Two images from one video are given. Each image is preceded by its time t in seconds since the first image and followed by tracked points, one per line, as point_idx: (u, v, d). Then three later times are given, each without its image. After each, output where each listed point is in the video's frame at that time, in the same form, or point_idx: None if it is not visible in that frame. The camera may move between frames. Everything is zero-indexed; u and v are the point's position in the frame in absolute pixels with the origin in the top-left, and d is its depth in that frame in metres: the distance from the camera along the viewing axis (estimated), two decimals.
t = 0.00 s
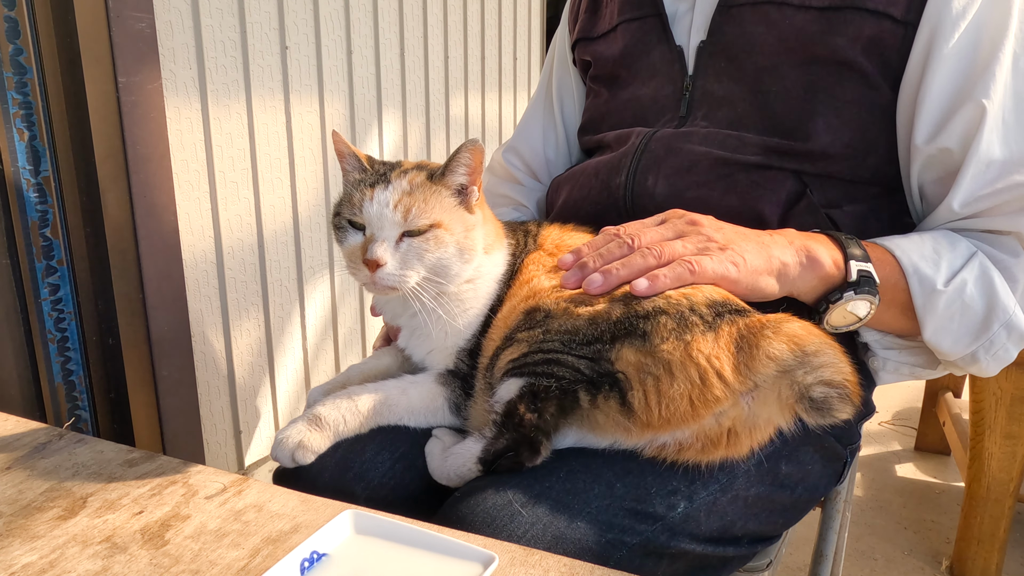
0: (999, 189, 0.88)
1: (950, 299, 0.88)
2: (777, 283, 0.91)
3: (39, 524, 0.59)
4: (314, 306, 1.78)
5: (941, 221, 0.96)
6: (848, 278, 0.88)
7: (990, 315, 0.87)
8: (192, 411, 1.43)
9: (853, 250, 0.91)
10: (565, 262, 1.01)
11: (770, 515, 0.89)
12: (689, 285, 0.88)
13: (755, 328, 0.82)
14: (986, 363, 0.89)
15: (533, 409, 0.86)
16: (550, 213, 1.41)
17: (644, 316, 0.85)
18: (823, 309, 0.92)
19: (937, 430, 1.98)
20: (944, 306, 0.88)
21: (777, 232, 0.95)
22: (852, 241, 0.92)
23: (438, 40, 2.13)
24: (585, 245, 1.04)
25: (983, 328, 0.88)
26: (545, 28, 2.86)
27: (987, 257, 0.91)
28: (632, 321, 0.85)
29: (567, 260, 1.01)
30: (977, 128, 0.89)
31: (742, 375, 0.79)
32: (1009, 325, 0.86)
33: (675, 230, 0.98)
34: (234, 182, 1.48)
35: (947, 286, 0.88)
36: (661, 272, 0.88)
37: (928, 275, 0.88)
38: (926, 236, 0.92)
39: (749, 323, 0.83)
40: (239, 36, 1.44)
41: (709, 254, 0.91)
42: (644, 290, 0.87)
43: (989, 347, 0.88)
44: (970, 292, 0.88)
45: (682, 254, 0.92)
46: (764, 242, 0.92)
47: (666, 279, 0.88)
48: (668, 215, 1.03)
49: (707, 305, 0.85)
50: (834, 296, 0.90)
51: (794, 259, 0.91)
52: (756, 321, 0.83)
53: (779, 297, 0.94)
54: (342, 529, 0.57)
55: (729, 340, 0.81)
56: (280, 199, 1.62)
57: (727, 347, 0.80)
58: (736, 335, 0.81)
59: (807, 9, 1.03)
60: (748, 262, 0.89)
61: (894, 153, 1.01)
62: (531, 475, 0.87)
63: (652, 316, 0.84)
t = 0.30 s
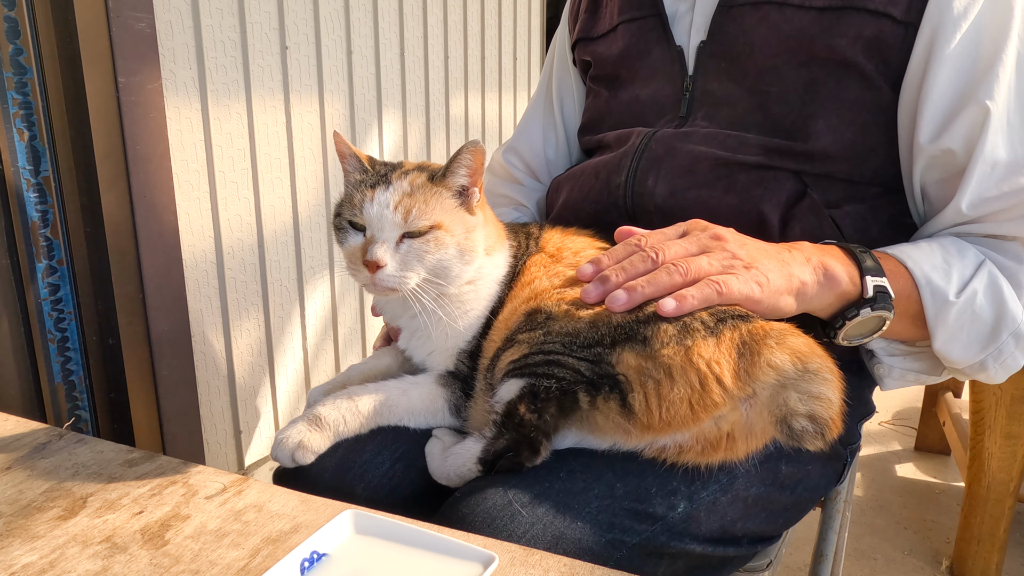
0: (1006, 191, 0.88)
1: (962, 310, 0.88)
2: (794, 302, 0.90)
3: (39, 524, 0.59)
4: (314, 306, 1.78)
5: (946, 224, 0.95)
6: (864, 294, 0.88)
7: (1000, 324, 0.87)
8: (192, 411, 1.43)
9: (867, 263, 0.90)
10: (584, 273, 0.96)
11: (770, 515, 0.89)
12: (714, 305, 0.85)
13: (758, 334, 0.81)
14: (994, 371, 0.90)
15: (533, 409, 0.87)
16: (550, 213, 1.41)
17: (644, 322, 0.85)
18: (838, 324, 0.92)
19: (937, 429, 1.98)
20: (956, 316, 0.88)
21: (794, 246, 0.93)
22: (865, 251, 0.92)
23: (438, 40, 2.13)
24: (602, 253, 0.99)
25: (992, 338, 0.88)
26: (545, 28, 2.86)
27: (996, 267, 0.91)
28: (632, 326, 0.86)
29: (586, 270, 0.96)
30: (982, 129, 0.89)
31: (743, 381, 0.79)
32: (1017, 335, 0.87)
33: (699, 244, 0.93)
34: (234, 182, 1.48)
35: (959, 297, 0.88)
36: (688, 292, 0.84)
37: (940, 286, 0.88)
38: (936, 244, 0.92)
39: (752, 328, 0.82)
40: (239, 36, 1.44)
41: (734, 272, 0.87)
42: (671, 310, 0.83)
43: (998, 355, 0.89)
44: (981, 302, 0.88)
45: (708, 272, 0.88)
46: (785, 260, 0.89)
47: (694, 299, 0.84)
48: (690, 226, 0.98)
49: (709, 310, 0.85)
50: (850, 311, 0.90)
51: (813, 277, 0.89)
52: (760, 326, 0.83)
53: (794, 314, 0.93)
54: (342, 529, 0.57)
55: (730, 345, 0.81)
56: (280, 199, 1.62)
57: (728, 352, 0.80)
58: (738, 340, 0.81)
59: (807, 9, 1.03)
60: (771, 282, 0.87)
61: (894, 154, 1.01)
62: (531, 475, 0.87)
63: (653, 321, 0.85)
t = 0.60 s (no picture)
0: (999, 188, 0.88)
1: (951, 293, 0.88)
2: (780, 269, 0.89)
3: (39, 524, 0.59)
4: (314, 306, 1.78)
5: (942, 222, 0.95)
6: (852, 269, 0.88)
7: (990, 310, 0.87)
8: (192, 411, 1.43)
9: (857, 239, 0.90)
10: (573, 229, 0.93)
11: (770, 515, 0.89)
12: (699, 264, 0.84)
13: (752, 327, 0.81)
14: (983, 358, 0.90)
15: (533, 409, 0.86)
16: (550, 214, 1.41)
17: (643, 315, 0.85)
18: (824, 299, 0.91)
19: (937, 429, 1.98)
20: (945, 299, 0.88)
21: (784, 218, 0.92)
22: (857, 229, 0.92)
23: (438, 40, 2.13)
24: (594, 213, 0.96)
25: (981, 323, 0.88)
26: (545, 28, 2.86)
27: (988, 254, 0.91)
28: (631, 318, 0.85)
29: (575, 227, 0.93)
30: (974, 128, 0.89)
31: (738, 375, 0.79)
32: (1007, 321, 0.87)
33: (688, 205, 0.92)
34: (234, 182, 1.48)
35: (949, 278, 0.87)
36: (673, 248, 0.83)
37: (930, 267, 0.88)
38: (929, 230, 0.92)
39: (747, 322, 0.82)
40: (239, 36, 1.44)
41: (721, 232, 0.86)
42: (655, 266, 0.82)
43: (987, 342, 0.88)
44: (972, 285, 0.87)
45: (695, 231, 0.87)
46: (774, 227, 0.88)
47: (678, 255, 0.83)
48: (681, 188, 0.97)
49: (706, 304, 0.84)
50: (837, 285, 0.89)
51: (801, 246, 0.88)
52: (755, 320, 0.82)
53: (780, 283, 0.92)
54: (342, 529, 0.57)
55: (725, 340, 0.80)
56: (280, 199, 1.62)
57: (723, 347, 0.80)
58: (732, 334, 0.81)
59: (807, 8, 1.03)
60: (759, 245, 0.86)
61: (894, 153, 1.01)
62: (532, 474, 0.87)
63: (650, 315, 0.84)
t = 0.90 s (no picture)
0: (991, 185, 0.88)
1: (937, 291, 0.88)
2: (760, 273, 0.92)
3: (39, 524, 0.59)
4: (314, 306, 1.78)
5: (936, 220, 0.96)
6: (832, 268, 0.89)
7: (978, 309, 0.87)
8: (192, 411, 1.43)
9: (840, 240, 0.91)
10: (550, 269, 1.02)
11: (770, 515, 0.89)
12: (675, 283, 0.89)
13: (752, 329, 0.81)
14: (973, 357, 0.88)
15: (533, 408, 0.86)
16: (550, 213, 1.40)
17: (643, 317, 0.85)
18: (806, 299, 0.92)
19: (937, 429, 1.98)
20: (931, 297, 0.88)
21: (762, 222, 0.96)
22: (840, 230, 0.93)
23: (438, 41, 2.13)
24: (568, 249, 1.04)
25: (970, 322, 0.87)
26: (545, 28, 2.86)
27: (979, 253, 0.90)
28: (631, 321, 0.86)
29: (552, 266, 1.02)
30: (968, 125, 0.89)
31: (738, 377, 0.79)
32: (997, 319, 0.86)
33: (657, 228, 0.98)
34: (234, 182, 1.48)
35: (934, 277, 0.88)
36: (645, 275, 0.89)
37: (915, 266, 0.88)
38: (918, 230, 0.92)
39: (747, 323, 0.82)
40: (239, 36, 1.44)
41: (692, 250, 0.92)
42: (630, 294, 0.88)
43: (976, 341, 0.87)
44: (959, 284, 0.87)
45: (665, 254, 0.93)
46: (747, 233, 0.92)
47: (651, 281, 0.88)
48: (649, 212, 1.03)
49: (706, 305, 0.85)
50: (818, 285, 0.90)
51: (778, 248, 0.92)
52: (755, 321, 0.82)
53: (764, 286, 0.95)
54: (342, 529, 0.57)
55: (725, 341, 0.80)
56: (280, 199, 1.62)
57: (723, 348, 0.80)
58: (732, 335, 0.81)
59: (806, 6, 1.03)
60: (731, 255, 0.90)
61: (893, 151, 1.01)
62: (531, 474, 0.87)
63: (650, 316, 0.85)
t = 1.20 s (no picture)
0: (999, 186, 0.88)
1: (952, 298, 0.88)
2: (784, 287, 0.89)
3: (39, 524, 0.59)
4: (314, 306, 1.78)
5: (939, 220, 0.95)
6: (853, 279, 0.87)
7: (990, 314, 0.87)
8: (192, 411, 1.43)
9: (857, 248, 0.89)
10: (573, 285, 0.94)
11: (770, 515, 0.89)
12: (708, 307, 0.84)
13: (755, 334, 0.81)
14: (985, 362, 0.90)
15: (533, 409, 0.87)
16: (550, 213, 1.40)
17: (647, 323, 0.86)
18: (825, 310, 0.91)
19: (937, 429, 1.98)
20: (946, 304, 0.88)
21: (783, 230, 0.92)
22: (856, 237, 0.91)
23: (438, 41, 2.13)
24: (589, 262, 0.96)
25: (983, 327, 0.88)
26: (545, 28, 2.86)
27: (988, 257, 0.91)
28: (633, 326, 0.86)
29: (575, 282, 0.94)
30: (976, 125, 0.89)
31: (739, 382, 0.79)
32: (1008, 325, 0.87)
33: (685, 243, 0.92)
34: (234, 182, 1.48)
35: (949, 284, 0.87)
36: (681, 298, 0.83)
37: (931, 274, 0.88)
38: (928, 234, 0.92)
39: (750, 328, 0.82)
40: (239, 36, 1.44)
41: (724, 269, 0.86)
42: (667, 320, 0.82)
43: (988, 346, 0.88)
44: (972, 291, 0.88)
45: (697, 273, 0.87)
46: (774, 246, 0.88)
47: (687, 305, 0.83)
48: (674, 224, 0.96)
49: (709, 311, 0.86)
50: (838, 297, 0.89)
51: (802, 260, 0.89)
52: (757, 326, 0.83)
53: (785, 298, 0.93)
54: (342, 529, 0.57)
55: (728, 346, 0.81)
56: (280, 199, 1.62)
57: (726, 353, 0.80)
58: (735, 340, 0.81)
59: (807, 4, 1.03)
60: (762, 272, 0.86)
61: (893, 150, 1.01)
62: (531, 474, 0.87)
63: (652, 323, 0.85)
